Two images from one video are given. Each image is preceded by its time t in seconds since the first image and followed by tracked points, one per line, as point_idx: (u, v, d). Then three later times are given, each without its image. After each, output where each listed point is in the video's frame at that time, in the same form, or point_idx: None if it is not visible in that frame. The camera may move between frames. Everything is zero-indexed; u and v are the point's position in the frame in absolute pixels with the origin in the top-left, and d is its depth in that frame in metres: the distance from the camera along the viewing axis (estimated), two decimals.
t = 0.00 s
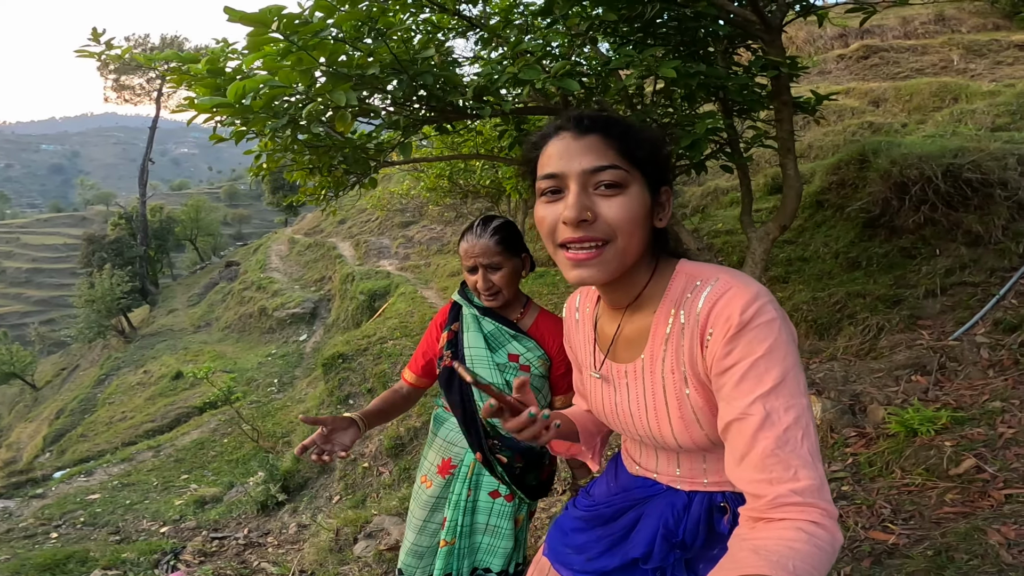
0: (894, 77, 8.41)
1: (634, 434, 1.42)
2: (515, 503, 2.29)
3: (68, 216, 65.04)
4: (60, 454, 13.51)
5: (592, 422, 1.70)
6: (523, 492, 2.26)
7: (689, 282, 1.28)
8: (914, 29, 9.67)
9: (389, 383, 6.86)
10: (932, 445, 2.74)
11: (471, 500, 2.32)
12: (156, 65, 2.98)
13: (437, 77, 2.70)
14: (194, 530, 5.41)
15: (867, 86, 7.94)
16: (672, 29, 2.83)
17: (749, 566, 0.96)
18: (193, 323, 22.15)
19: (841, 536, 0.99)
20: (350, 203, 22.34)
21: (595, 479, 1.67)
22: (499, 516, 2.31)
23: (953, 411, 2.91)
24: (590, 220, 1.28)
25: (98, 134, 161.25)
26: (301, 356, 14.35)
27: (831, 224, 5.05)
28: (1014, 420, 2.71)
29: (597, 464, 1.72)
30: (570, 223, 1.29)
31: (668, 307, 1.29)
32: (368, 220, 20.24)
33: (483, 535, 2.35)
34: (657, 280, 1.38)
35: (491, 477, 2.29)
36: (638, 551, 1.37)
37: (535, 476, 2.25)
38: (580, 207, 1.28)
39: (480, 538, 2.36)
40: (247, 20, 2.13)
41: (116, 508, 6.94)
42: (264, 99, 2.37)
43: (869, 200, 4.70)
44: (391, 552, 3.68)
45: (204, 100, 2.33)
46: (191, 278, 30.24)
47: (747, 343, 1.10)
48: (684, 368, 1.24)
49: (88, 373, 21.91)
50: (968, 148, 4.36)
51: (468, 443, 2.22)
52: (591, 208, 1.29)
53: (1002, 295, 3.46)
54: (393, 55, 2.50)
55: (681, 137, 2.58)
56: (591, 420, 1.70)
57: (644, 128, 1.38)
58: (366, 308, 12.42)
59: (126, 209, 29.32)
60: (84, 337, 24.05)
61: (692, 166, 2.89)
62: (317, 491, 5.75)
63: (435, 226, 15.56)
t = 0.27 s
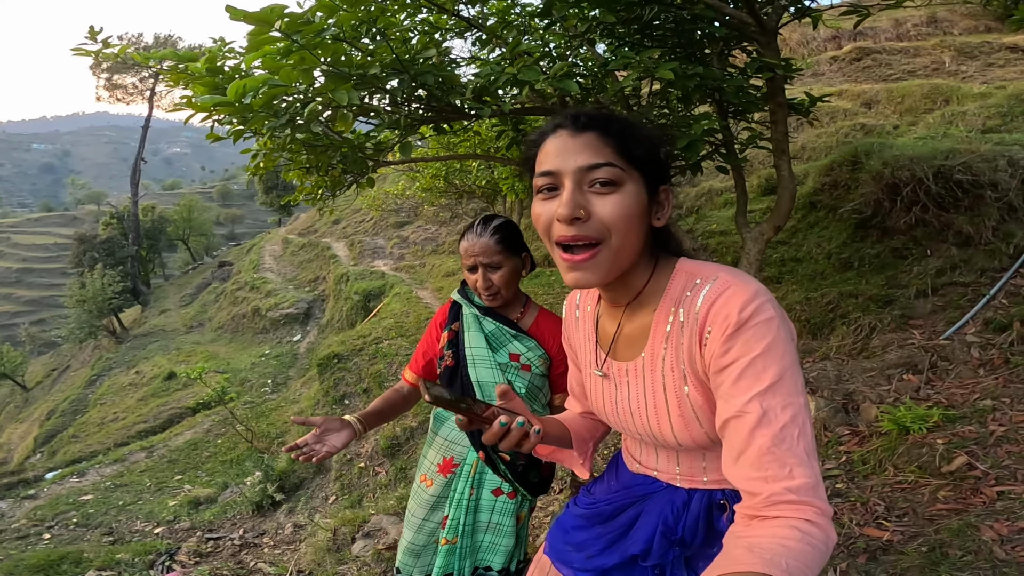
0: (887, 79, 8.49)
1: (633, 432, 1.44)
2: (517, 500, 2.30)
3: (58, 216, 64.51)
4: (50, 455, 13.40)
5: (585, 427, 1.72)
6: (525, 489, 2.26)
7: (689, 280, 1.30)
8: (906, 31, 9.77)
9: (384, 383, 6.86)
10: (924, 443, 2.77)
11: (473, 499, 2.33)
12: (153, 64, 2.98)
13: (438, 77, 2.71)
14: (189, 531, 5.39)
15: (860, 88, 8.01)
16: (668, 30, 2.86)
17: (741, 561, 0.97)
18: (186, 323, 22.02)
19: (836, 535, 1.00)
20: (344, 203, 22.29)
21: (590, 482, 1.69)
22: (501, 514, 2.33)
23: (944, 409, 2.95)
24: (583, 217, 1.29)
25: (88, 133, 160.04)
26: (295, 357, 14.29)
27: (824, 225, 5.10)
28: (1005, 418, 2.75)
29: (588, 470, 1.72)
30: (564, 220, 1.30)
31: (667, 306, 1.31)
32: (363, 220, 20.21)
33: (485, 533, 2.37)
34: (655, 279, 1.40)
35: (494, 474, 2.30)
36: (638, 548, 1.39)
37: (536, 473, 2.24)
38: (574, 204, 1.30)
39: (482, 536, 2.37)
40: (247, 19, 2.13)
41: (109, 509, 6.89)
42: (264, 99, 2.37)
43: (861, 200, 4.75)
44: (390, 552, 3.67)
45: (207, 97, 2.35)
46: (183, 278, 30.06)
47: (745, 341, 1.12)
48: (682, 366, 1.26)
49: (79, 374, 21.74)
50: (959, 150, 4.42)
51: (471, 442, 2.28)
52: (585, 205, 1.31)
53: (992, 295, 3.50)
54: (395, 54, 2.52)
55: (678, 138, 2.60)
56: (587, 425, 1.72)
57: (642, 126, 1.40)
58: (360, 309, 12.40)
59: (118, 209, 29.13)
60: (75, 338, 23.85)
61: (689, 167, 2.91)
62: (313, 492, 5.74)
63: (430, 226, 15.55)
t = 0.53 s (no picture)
0: (880, 79, 8.55)
1: (639, 432, 1.48)
2: (516, 496, 2.31)
3: (50, 216, 64.06)
4: (43, 456, 13.31)
5: (589, 431, 1.76)
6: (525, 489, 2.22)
7: (692, 281, 1.34)
8: (900, 32, 9.84)
9: (381, 383, 6.86)
10: (919, 440, 2.80)
11: (473, 493, 2.34)
12: (151, 63, 2.97)
13: (437, 77, 2.72)
14: (185, 532, 5.37)
15: (854, 89, 8.06)
16: (668, 31, 2.87)
17: (753, 561, 1.00)
18: (180, 324, 21.92)
19: (843, 532, 1.04)
20: (339, 203, 22.25)
21: (595, 484, 1.74)
22: (500, 510, 2.33)
23: (939, 407, 2.97)
24: (591, 218, 1.30)
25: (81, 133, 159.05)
26: (290, 357, 14.26)
27: (819, 225, 5.15)
28: (999, 416, 2.78)
29: (594, 474, 1.76)
30: (572, 220, 1.31)
31: (670, 307, 1.35)
32: (358, 220, 20.17)
33: (485, 528, 2.37)
34: (658, 280, 1.44)
35: (492, 470, 2.31)
36: (645, 548, 1.41)
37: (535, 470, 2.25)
38: (581, 204, 1.31)
39: (481, 532, 2.38)
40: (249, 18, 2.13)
41: (104, 510, 6.86)
42: (264, 99, 2.37)
43: (855, 200, 4.79)
44: (390, 551, 3.68)
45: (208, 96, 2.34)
46: (177, 279, 29.91)
47: (750, 341, 1.16)
48: (689, 367, 1.30)
49: (72, 375, 21.60)
50: (952, 151, 4.47)
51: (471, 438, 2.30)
52: (592, 205, 1.32)
53: (986, 294, 3.53)
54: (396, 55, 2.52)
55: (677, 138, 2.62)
56: (591, 427, 1.77)
57: (643, 127, 1.43)
58: (356, 309, 12.38)
59: (111, 209, 28.97)
60: (68, 339, 23.70)
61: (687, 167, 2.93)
62: (310, 492, 5.73)
63: (426, 227, 15.54)
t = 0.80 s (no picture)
0: (875, 79, 8.59)
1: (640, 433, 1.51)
2: (511, 494, 2.32)
3: (44, 217, 63.73)
4: (39, 458, 13.25)
5: (589, 432, 1.78)
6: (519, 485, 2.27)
7: (691, 284, 1.37)
8: (895, 32, 9.89)
9: (379, 383, 6.86)
10: (915, 438, 2.82)
11: (468, 491, 2.36)
12: (148, 63, 2.97)
13: (436, 77, 2.72)
14: (184, 533, 5.37)
15: (850, 89, 8.10)
16: (666, 31, 2.89)
17: (751, 562, 1.02)
18: (176, 324, 21.85)
19: (841, 533, 1.06)
20: (336, 203, 22.21)
21: (596, 483, 1.77)
22: (496, 507, 2.35)
23: (934, 405, 3.00)
24: (579, 225, 1.32)
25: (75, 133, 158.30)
26: (287, 358, 14.23)
27: (815, 224, 5.18)
28: (994, 414, 2.80)
29: (595, 474, 1.78)
30: (562, 228, 1.33)
31: (669, 310, 1.38)
32: (355, 220, 20.14)
33: (480, 524, 2.41)
34: (656, 282, 1.46)
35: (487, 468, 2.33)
36: (648, 546, 1.45)
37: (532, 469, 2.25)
38: (571, 212, 1.32)
39: (477, 527, 2.41)
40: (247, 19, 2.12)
41: (101, 511, 6.84)
42: (263, 99, 2.37)
43: (850, 200, 4.81)
44: (390, 551, 3.68)
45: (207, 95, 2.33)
46: (173, 280, 29.80)
47: (748, 343, 1.18)
48: (687, 369, 1.33)
49: (67, 376, 21.50)
50: (946, 150, 4.49)
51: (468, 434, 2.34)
52: (582, 213, 1.33)
53: (981, 293, 3.56)
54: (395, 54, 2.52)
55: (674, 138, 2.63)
56: (591, 428, 1.78)
57: (639, 130, 1.42)
58: (354, 309, 12.37)
59: (106, 209, 28.84)
60: (63, 340, 23.60)
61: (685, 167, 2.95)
62: (308, 493, 5.73)
63: (423, 227, 15.53)
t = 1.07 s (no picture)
0: (873, 79, 8.61)
1: (648, 434, 1.54)
2: (506, 499, 2.32)
3: (41, 217, 63.52)
4: (37, 459, 13.21)
5: (596, 429, 1.83)
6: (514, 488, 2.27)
7: (698, 286, 1.39)
8: (892, 32, 9.92)
9: (379, 383, 6.86)
10: (914, 437, 2.83)
11: (464, 493, 2.35)
12: (147, 63, 2.96)
13: (437, 77, 2.72)
14: (183, 534, 5.36)
15: (847, 88, 8.12)
16: (666, 31, 2.90)
17: (753, 564, 1.04)
18: (174, 325, 21.80)
19: (844, 535, 1.07)
20: (334, 204, 22.19)
21: (602, 481, 1.82)
22: (491, 511, 2.35)
23: (933, 404, 3.01)
24: (607, 217, 1.35)
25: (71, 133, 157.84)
26: (285, 358, 14.20)
27: (813, 224, 5.20)
28: (993, 412, 2.81)
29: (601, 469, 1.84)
30: (590, 220, 1.35)
31: (677, 311, 1.41)
32: (353, 221, 20.12)
33: (476, 526, 2.40)
34: (665, 283, 1.49)
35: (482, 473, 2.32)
36: (655, 546, 1.48)
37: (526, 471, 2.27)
38: (599, 205, 1.36)
39: (473, 529, 2.40)
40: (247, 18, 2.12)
41: (100, 512, 6.82)
42: (264, 99, 2.37)
43: (849, 200, 4.83)
44: (391, 551, 3.68)
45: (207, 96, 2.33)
46: (170, 280, 29.72)
47: (754, 345, 1.20)
48: (694, 370, 1.35)
49: (64, 377, 21.43)
50: (944, 150, 4.50)
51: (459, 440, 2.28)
52: (608, 206, 1.37)
53: (978, 292, 3.57)
54: (397, 53, 2.52)
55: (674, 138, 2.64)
56: (598, 426, 1.83)
57: (650, 133, 1.49)
58: (352, 309, 12.36)
59: (103, 210, 28.76)
60: (60, 340, 23.51)
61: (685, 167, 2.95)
62: (308, 493, 5.72)
63: (421, 227, 15.52)
